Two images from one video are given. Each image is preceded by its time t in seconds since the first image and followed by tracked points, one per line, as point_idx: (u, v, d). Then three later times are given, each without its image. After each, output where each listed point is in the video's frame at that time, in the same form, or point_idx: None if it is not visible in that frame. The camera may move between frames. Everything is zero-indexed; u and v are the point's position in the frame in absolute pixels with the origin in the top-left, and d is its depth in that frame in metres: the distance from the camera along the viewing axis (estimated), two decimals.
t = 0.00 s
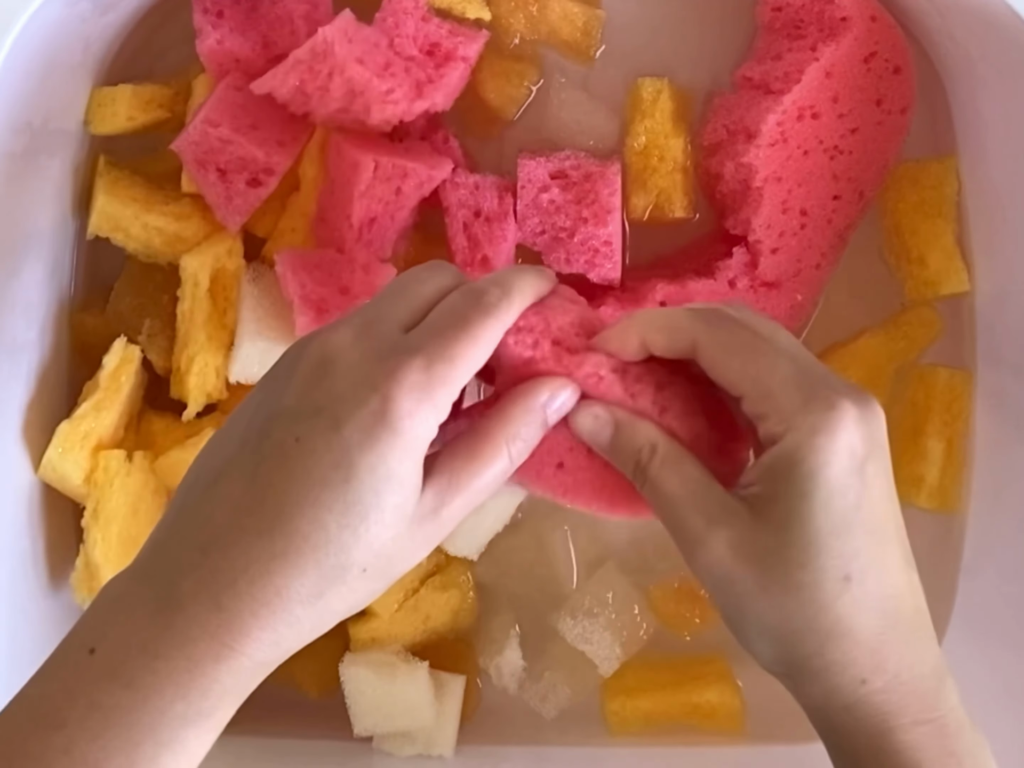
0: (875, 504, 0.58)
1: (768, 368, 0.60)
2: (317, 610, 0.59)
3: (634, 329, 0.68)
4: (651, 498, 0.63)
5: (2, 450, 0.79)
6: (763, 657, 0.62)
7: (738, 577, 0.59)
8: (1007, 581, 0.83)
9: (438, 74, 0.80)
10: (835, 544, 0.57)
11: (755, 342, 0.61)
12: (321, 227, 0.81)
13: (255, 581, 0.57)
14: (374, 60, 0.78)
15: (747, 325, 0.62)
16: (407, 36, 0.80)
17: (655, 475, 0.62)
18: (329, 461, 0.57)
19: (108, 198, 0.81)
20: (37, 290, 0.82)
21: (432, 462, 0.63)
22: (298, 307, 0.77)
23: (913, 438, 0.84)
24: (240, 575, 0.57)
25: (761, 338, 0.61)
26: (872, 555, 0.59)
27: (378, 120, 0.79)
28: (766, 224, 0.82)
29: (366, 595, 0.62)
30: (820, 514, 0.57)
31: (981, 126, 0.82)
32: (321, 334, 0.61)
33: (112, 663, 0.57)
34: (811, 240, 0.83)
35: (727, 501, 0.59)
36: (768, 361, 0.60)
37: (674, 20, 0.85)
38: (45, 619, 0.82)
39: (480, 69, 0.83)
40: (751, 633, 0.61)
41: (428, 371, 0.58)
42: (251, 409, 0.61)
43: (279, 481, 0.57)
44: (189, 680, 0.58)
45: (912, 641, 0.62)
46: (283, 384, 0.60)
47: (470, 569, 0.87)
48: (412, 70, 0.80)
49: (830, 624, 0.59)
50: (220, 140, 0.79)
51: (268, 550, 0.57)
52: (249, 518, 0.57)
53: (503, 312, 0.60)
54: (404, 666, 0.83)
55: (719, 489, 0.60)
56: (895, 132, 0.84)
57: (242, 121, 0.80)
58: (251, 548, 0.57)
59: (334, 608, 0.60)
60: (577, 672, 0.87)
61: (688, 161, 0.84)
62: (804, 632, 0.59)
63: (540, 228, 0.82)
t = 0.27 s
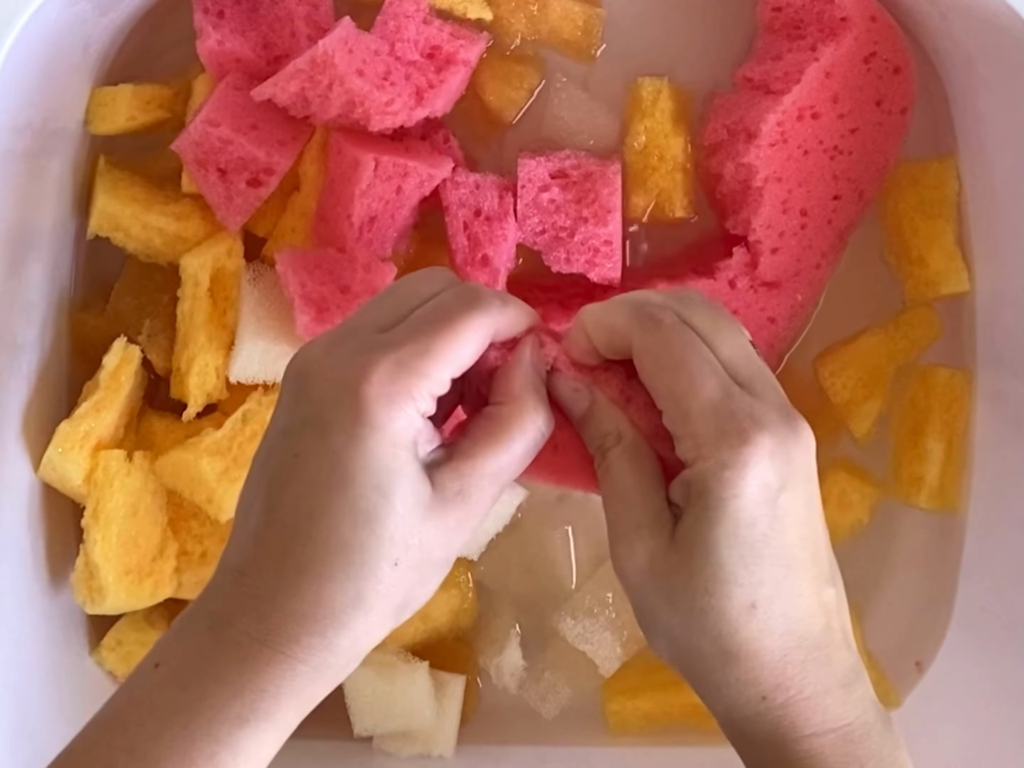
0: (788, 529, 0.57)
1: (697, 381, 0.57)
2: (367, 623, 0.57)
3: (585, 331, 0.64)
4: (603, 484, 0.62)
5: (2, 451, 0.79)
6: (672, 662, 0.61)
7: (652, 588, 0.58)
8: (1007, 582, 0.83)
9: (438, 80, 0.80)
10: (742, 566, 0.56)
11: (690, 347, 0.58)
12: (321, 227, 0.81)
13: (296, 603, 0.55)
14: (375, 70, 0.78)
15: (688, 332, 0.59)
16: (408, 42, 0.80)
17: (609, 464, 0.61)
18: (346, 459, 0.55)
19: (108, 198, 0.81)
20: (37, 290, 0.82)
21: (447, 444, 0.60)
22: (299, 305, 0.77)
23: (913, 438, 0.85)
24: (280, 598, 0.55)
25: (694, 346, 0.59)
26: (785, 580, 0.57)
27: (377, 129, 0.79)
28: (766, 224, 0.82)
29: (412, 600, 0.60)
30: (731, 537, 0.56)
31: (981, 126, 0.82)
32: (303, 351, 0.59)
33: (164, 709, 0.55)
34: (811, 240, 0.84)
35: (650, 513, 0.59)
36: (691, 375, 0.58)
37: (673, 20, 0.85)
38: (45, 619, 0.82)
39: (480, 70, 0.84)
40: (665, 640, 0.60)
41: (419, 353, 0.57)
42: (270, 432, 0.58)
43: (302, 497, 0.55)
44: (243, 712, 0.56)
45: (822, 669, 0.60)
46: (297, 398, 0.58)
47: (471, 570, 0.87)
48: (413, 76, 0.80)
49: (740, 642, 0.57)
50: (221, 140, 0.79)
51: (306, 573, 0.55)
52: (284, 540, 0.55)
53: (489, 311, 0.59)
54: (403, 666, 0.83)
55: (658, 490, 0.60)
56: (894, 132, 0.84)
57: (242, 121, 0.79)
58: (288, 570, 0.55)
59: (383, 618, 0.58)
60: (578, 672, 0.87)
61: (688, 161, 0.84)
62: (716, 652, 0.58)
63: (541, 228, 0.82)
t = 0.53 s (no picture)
0: (800, 630, 0.51)
1: (700, 485, 0.51)
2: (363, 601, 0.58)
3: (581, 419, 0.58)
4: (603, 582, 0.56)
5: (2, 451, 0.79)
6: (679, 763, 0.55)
7: (663, 696, 0.53)
8: (1007, 582, 0.83)
9: (438, 80, 0.80)
10: (754, 671, 0.51)
11: (692, 442, 0.52)
12: (321, 228, 0.81)
13: (294, 585, 0.57)
14: (375, 70, 0.78)
15: (690, 427, 0.53)
16: (408, 41, 0.80)
17: (609, 559, 0.56)
18: (333, 426, 0.57)
19: (108, 198, 0.81)
20: (38, 290, 0.82)
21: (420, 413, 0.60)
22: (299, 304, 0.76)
23: (913, 438, 0.85)
24: (282, 585, 0.57)
25: (695, 445, 0.52)
26: (797, 680, 0.52)
27: (377, 129, 0.79)
28: (766, 224, 0.82)
29: (412, 582, 0.60)
30: (743, 646, 0.50)
31: (981, 126, 0.82)
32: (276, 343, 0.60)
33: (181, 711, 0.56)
34: (811, 240, 0.84)
35: (654, 615, 0.53)
36: (697, 479, 0.51)
37: (673, 20, 0.85)
38: (46, 619, 0.82)
39: (480, 70, 0.84)
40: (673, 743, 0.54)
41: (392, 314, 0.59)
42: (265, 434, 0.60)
43: (286, 480, 0.58)
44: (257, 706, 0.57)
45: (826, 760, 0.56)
46: (280, 392, 0.59)
47: (471, 570, 0.87)
48: (413, 76, 0.80)
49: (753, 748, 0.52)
50: (221, 140, 0.79)
51: (302, 561, 0.57)
52: (279, 520, 0.58)
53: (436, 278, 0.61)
54: (403, 666, 0.83)
55: (663, 588, 0.54)
56: (894, 132, 0.84)
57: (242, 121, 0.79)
58: (284, 558, 0.57)
59: (383, 597, 0.59)
60: (577, 672, 0.87)
61: (688, 161, 0.84)
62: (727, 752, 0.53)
63: (541, 228, 0.82)
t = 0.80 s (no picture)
0: (816, 732, 0.55)
1: (728, 600, 0.55)
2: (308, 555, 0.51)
3: (588, 529, 0.61)
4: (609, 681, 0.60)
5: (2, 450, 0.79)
6: None
7: None
8: (1008, 583, 0.83)
9: (438, 80, 0.80)
10: None
11: (708, 545, 0.56)
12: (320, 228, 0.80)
13: (228, 546, 0.50)
14: (375, 70, 0.79)
15: (705, 530, 0.56)
16: (408, 41, 0.80)
17: (618, 660, 0.59)
18: (240, 373, 0.51)
19: (108, 198, 0.81)
20: (38, 290, 0.82)
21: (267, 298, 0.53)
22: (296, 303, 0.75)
23: (913, 438, 0.85)
24: (212, 544, 0.51)
25: (708, 548, 0.56)
26: None
27: (376, 129, 0.79)
28: (766, 224, 0.82)
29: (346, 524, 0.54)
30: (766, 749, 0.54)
31: (981, 126, 0.82)
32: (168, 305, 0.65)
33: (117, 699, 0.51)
34: (811, 240, 0.84)
35: (669, 723, 0.57)
36: (703, 559, 0.55)
37: (673, 20, 0.85)
38: (46, 619, 0.82)
39: (480, 70, 0.84)
40: None
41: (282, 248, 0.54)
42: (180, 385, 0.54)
43: (216, 435, 0.51)
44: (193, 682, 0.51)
45: None
46: (189, 345, 0.53)
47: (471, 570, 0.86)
48: (414, 76, 0.80)
49: None
50: (221, 140, 0.79)
51: (227, 513, 0.50)
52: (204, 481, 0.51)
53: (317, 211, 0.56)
54: (403, 666, 0.83)
55: (668, 693, 0.57)
56: (894, 132, 0.84)
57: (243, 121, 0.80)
58: (212, 516, 0.51)
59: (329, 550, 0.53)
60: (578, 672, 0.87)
61: (688, 162, 0.84)
62: None
63: (541, 228, 0.82)
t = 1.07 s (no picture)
0: (947, 650, 0.64)
1: (880, 520, 0.62)
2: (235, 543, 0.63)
3: (746, 444, 0.63)
4: (745, 613, 0.63)
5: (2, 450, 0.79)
6: None
7: (830, 720, 0.63)
8: (1008, 581, 0.83)
9: (438, 80, 0.80)
10: (915, 713, 0.63)
11: (879, 491, 0.62)
12: (322, 229, 0.81)
13: (178, 539, 0.62)
14: (375, 70, 0.79)
15: (853, 447, 0.62)
16: (408, 41, 0.80)
17: (760, 598, 0.63)
18: (226, 413, 0.63)
19: (108, 198, 0.81)
20: (38, 290, 0.82)
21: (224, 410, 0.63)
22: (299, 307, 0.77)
23: (913, 438, 0.84)
24: (157, 532, 0.62)
25: (872, 478, 0.62)
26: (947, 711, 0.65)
27: (376, 128, 0.79)
28: (766, 224, 0.82)
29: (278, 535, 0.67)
30: (912, 673, 0.63)
31: (981, 126, 0.82)
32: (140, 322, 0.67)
33: (70, 641, 0.60)
34: (811, 240, 0.84)
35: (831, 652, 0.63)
36: (882, 509, 0.62)
37: (673, 19, 0.85)
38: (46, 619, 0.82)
39: (480, 70, 0.84)
40: None
41: (273, 329, 0.64)
42: (110, 400, 0.65)
43: (186, 455, 0.62)
44: (147, 649, 0.61)
45: None
46: (137, 371, 0.65)
47: (471, 570, 0.87)
48: (414, 76, 0.80)
49: None
50: (221, 140, 0.79)
51: (195, 506, 0.62)
52: (173, 497, 0.62)
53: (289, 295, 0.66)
54: (404, 666, 0.83)
55: (806, 619, 0.63)
56: (895, 132, 0.84)
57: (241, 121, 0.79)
58: (168, 510, 0.62)
59: (251, 560, 0.64)
60: (578, 671, 0.87)
61: (688, 161, 0.84)
62: None
63: (541, 228, 0.82)
